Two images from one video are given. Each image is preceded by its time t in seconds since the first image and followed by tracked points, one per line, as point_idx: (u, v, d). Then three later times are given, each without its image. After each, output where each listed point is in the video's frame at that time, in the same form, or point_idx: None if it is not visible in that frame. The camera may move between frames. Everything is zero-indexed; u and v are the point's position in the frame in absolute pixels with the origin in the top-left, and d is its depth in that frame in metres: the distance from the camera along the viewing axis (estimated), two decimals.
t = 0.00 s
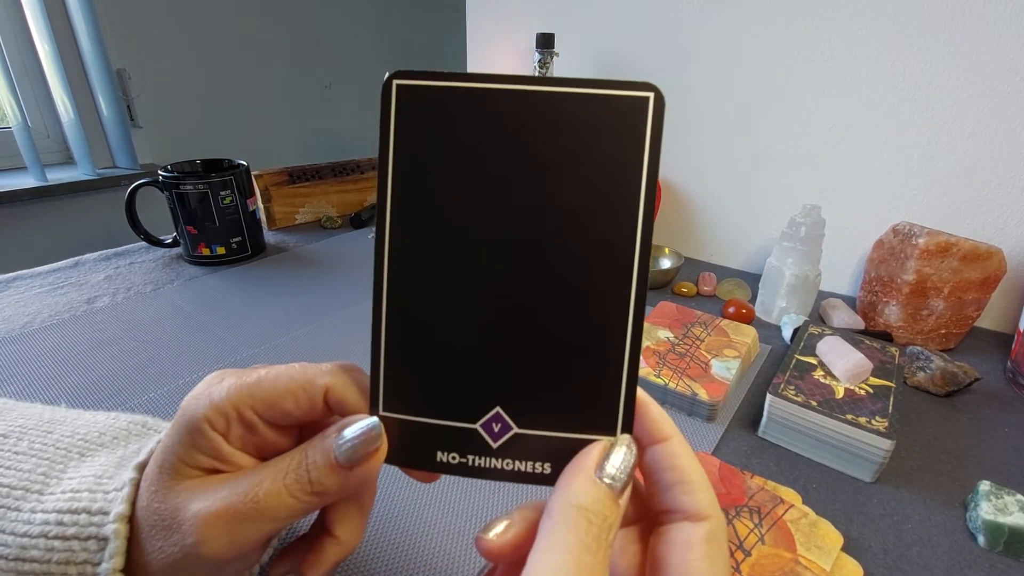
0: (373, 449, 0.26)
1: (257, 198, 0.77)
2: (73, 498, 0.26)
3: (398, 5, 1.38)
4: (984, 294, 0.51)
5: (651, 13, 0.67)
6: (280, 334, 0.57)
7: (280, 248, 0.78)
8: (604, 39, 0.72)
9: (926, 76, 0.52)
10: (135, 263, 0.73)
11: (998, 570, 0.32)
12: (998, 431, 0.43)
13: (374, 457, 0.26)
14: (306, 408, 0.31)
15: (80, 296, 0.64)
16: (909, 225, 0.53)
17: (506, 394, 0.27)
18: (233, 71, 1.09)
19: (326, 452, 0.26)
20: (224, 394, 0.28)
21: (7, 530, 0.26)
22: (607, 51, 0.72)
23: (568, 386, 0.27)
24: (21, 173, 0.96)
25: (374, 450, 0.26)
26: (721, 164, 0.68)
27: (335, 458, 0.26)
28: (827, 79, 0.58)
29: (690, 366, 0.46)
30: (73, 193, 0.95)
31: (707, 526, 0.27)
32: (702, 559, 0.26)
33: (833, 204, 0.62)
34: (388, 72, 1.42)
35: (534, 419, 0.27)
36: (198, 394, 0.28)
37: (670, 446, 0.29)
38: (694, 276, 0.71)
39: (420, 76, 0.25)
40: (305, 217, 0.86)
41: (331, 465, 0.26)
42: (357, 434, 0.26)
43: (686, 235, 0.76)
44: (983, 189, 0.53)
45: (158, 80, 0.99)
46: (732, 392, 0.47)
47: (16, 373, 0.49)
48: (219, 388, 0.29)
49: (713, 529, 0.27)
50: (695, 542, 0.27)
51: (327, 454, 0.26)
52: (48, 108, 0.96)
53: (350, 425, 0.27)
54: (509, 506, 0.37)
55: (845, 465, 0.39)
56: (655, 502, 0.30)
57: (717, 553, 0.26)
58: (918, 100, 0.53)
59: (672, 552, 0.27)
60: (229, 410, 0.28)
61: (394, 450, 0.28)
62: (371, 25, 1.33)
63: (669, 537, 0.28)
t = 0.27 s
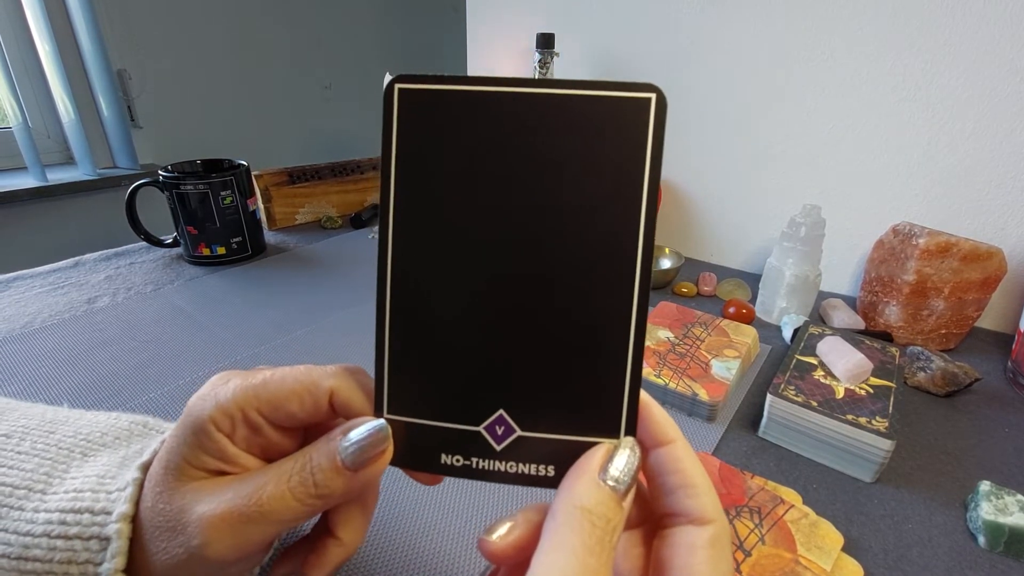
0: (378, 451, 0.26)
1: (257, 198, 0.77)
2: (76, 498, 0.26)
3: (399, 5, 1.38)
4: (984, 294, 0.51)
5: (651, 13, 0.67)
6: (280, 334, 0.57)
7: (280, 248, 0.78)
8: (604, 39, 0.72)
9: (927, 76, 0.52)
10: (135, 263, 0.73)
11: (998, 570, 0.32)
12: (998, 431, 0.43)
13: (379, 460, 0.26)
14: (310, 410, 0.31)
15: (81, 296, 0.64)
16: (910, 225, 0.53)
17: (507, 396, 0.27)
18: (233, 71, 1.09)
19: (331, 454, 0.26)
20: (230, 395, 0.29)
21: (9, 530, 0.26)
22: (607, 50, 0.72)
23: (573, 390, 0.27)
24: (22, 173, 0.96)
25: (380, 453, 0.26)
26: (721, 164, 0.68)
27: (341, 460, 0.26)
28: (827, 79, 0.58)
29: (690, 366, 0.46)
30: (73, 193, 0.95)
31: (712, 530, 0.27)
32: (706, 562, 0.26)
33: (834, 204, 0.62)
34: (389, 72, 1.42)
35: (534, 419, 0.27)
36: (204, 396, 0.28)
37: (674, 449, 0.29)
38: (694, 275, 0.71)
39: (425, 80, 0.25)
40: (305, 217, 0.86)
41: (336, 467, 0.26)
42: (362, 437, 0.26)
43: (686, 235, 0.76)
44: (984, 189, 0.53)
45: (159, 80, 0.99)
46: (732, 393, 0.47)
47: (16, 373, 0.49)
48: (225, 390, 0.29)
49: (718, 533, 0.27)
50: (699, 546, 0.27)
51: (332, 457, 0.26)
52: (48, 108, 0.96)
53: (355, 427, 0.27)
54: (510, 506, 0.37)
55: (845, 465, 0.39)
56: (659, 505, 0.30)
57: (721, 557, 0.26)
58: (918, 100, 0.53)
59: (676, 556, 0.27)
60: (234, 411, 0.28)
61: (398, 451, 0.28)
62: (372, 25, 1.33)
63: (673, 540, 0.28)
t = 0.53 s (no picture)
0: (380, 453, 0.26)
1: (257, 198, 0.77)
2: (78, 497, 0.26)
3: (399, 5, 1.38)
4: (985, 294, 0.51)
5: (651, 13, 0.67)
6: (280, 334, 0.57)
7: (281, 248, 0.79)
8: (604, 39, 0.72)
9: (926, 77, 0.52)
10: (135, 263, 0.73)
11: (999, 571, 0.32)
12: (998, 431, 0.43)
13: (381, 462, 0.27)
14: (312, 411, 0.31)
15: (81, 296, 0.64)
16: (910, 225, 0.53)
17: (509, 397, 0.27)
18: (233, 71, 1.09)
19: (333, 456, 0.26)
20: (232, 396, 0.29)
21: (10, 529, 0.26)
22: (607, 51, 0.72)
23: (573, 393, 0.27)
24: (22, 174, 0.96)
25: (382, 455, 0.26)
26: (721, 164, 0.68)
27: (343, 461, 0.26)
28: (827, 79, 0.58)
29: (690, 366, 0.46)
30: (73, 193, 0.95)
31: (711, 531, 0.27)
32: (706, 562, 0.26)
33: (834, 204, 0.62)
34: (389, 72, 1.42)
35: (534, 418, 0.27)
36: (206, 397, 0.28)
37: (675, 450, 0.29)
38: (694, 275, 0.71)
39: (426, 82, 0.25)
40: (305, 217, 0.86)
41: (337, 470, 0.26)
42: (364, 438, 0.26)
43: (686, 235, 0.76)
44: (983, 190, 0.53)
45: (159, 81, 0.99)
46: (732, 393, 0.47)
47: (16, 373, 0.49)
48: (227, 391, 0.29)
49: (717, 533, 0.27)
50: (698, 546, 0.27)
51: (334, 459, 0.26)
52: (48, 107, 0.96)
53: (357, 429, 0.27)
54: (511, 507, 0.37)
55: (845, 465, 0.39)
56: (659, 505, 0.30)
57: (721, 558, 0.27)
58: (918, 101, 0.53)
59: (677, 557, 0.27)
60: (237, 412, 0.28)
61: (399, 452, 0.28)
62: (372, 25, 1.33)
63: (674, 541, 0.28)
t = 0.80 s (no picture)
0: (379, 451, 0.26)
1: (257, 198, 0.77)
2: (77, 497, 0.26)
3: (399, 5, 1.38)
4: (985, 294, 0.51)
5: (651, 14, 0.67)
6: (280, 334, 0.57)
7: (281, 248, 0.79)
8: (604, 39, 0.72)
9: (927, 76, 0.52)
10: (135, 263, 0.73)
11: (999, 571, 0.32)
12: (998, 431, 0.43)
13: (380, 461, 0.27)
14: (311, 410, 0.31)
15: (81, 296, 0.64)
16: (910, 225, 0.53)
17: (509, 396, 0.27)
18: (233, 70, 1.09)
19: (332, 454, 0.26)
20: (230, 395, 0.29)
21: (10, 529, 0.26)
22: (607, 51, 0.72)
23: (574, 391, 0.27)
24: (22, 174, 0.96)
25: (380, 454, 0.26)
26: (721, 164, 0.68)
27: (342, 459, 0.26)
28: (826, 79, 0.58)
29: (690, 366, 0.46)
30: (73, 193, 0.95)
31: (711, 531, 0.27)
32: (705, 562, 0.26)
33: (834, 204, 0.62)
34: (389, 72, 1.42)
35: (534, 418, 0.27)
36: (204, 396, 0.29)
37: (674, 450, 0.29)
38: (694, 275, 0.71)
39: (425, 82, 0.25)
40: (306, 217, 0.86)
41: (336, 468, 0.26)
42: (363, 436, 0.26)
43: (686, 235, 0.76)
44: (984, 190, 0.53)
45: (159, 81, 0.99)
46: (732, 393, 0.47)
47: (17, 373, 0.49)
48: (225, 390, 0.29)
49: (717, 533, 0.27)
50: (698, 546, 0.27)
51: (333, 458, 0.26)
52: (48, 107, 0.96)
53: (356, 427, 0.27)
54: (511, 507, 0.37)
55: (845, 465, 0.39)
56: (659, 505, 0.30)
57: (721, 558, 0.27)
58: (918, 100, 0.53)
59: (676, 556, 0.27)
60: (235, 412, 0.28)
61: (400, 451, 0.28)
62: (372, 25, 1.33)
63: (674, 541, 0.28)
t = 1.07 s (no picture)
0: (391, 452, 0.26)
1: (257, 198, 0.77)
2: (83, 498, 0.26)
3: (399, 5, 1.38)
4: (985, 294, 0.51)
5: (651, 14, 0.67)
6: (280, 334, 0.57)
7: (281, 248, 0.79)
8: (604, 39, 0.72)
9: (927, 76, 0.52)
10: (135, 263, 0.73)
11: (999, 571, 0.32)
12: (998, 431, 0.43)
13: (393, 462, 0.27)
14: (323, 412, 0.31)
15: (81, 296, 0.64)
16: (910, 225, 0.53)
17: (511, 398, 0.27)
18: (233, 70, 1.09)
19: (345, 454, 0.26)
20: (245, 396, 0.29)
21: (15, 530, 0.26)
22: (607, 51, 0.72)
23: (576, 393, 0.27)
24: (22, 174, 0.96)
25: (393, 454, 0.26)
26: (721, 164, 0.68)
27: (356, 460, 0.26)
28: (826, 79, 0.58)
29: (690, 366, 0.46)
30: (73, 193, 0.95)
31: (715, 533, 0.27)
32: (709, 565, 0.26)
33: (834, 204, 0.62)
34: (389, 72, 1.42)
35: (535, 418, 0.27)
36: (218, 397, 0.29)
37: (678, 453, 0.29)
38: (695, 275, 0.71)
39: (428, 87, 0.25)
40: (306, 217, 0.86)
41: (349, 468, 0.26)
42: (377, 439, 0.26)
43: (686, 235, 0.76)
44: (984, 190, 0.53)
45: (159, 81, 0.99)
46: (732, 393, 0.47)
47: (17, 373, 0.49)
48: (239, 391, 0.29)
49: (721, 536, 0.27)
50: (702, 549, 0.27)
51: (346, 458, 0.26)
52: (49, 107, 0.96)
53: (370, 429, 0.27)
54: (512, 506, 0.37)
55: (845, 465, 0.39)
56: (663, 508, 0.30)
57: (724, 560, 0.27)
58: (918, 100, 0.53)
59: (680, 559, 0.27)
60: (249, 412, 0.28)
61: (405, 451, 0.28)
62: (372, 26, 1.33)
63: (677, 543, 0.28)
